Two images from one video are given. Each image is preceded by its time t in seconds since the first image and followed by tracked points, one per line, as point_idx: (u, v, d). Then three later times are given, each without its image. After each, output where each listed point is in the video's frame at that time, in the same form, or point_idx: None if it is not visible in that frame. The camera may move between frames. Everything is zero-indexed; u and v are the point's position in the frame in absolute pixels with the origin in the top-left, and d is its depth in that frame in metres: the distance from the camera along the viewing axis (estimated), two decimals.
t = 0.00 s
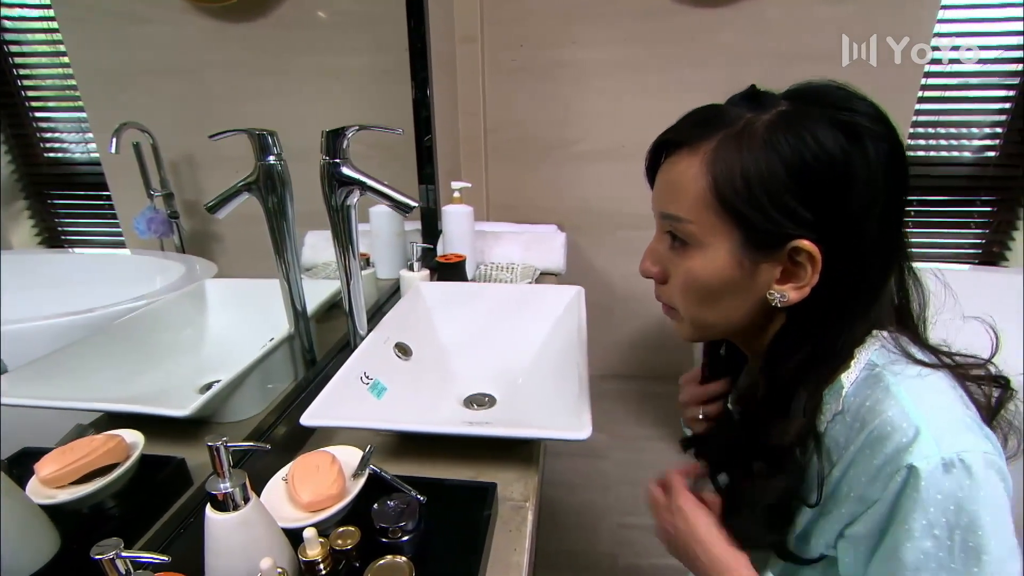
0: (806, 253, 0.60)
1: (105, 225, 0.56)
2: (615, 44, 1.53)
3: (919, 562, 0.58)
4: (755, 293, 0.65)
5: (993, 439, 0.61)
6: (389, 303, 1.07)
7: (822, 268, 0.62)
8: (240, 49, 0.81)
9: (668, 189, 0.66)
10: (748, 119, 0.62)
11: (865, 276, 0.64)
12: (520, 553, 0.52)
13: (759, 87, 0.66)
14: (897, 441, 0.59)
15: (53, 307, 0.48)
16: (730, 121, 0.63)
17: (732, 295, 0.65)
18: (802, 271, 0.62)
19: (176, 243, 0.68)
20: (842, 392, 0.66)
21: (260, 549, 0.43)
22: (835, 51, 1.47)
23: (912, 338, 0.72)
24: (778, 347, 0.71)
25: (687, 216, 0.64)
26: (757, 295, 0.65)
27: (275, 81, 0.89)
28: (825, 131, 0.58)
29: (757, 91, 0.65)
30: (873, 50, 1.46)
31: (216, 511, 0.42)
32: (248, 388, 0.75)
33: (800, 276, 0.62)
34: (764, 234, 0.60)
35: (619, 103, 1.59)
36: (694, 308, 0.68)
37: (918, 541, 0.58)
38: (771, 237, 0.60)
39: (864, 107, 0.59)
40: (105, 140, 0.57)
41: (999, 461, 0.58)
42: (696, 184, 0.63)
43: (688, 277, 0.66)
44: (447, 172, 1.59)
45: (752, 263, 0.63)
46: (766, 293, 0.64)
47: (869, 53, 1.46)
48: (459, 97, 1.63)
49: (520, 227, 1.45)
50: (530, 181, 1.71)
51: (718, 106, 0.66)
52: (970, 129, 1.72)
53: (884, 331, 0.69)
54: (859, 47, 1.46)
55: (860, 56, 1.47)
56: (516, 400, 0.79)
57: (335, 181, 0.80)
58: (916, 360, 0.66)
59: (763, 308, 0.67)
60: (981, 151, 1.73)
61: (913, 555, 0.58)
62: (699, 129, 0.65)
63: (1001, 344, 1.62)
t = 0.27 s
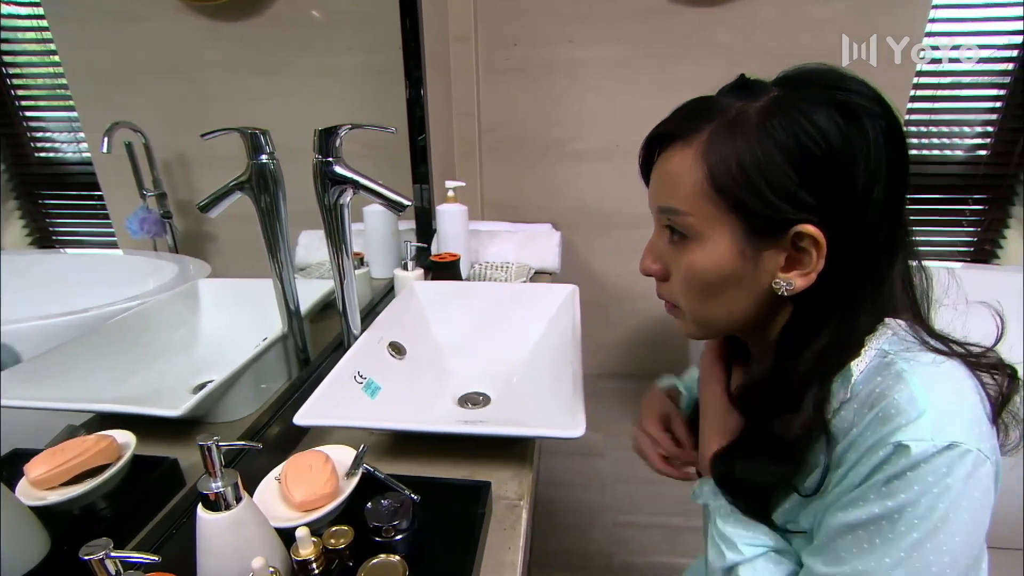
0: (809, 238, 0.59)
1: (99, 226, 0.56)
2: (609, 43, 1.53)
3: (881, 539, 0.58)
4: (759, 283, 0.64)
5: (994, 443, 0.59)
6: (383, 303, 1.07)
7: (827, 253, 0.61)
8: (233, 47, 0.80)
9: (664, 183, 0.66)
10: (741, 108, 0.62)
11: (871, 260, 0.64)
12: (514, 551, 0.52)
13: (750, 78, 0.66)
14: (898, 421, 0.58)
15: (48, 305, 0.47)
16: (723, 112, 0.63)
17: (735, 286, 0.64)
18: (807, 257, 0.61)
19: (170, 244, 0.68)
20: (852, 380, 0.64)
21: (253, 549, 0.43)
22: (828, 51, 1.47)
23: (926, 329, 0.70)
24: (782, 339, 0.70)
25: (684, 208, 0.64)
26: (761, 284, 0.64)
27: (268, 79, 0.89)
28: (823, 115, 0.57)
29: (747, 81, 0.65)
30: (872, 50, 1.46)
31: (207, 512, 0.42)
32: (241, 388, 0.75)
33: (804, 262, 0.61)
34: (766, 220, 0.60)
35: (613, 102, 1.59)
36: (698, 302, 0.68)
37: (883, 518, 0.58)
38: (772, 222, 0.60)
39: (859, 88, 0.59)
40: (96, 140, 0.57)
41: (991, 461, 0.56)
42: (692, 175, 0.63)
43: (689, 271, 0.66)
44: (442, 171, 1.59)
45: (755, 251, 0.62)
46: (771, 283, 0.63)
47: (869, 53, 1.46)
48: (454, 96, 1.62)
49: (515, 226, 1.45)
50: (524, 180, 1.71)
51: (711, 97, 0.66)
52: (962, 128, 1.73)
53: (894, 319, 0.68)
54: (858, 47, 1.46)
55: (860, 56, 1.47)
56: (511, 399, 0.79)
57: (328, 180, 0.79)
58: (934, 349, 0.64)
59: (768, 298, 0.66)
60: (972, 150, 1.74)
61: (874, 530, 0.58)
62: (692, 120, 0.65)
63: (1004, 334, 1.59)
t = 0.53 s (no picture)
0: (780, 221, 0.58)
1: (91, 226, 0.55)
2: (604, 43, 1.53)
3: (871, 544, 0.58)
4: (739, 271, 0.62)
5: (982, 438, 0.58)
6: (378, 302, 1.07)
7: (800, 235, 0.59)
8: (227, 46, 0.80)
9: (642, 192, 0.67)
10: (705, 115, 0.63)
11: (843, 250, 0.63)
12: (508, 550, 0.52)
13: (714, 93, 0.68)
14: (875, 418, 0.58)
15: (28, 311, 0.44)
16: (690, 120, 0.64)
17: (716, 278, 0.63)
18: (780, 240, 0.59)
19: (163, 244, 0.68)
20: (838, 374, 0.64)
21: (246, 548, 0.43)
22: (822, 51, 1.48)
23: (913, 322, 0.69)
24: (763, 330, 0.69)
25: (661, 210, 0.64)
26: (740, 272, 0.62)
27: (262, 79, 0.88)
28: (780, 111, 0.58)
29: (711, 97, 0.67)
30: (873, 50, 1.47)
31: (199, 511, 0.42)
32: (235, 388, 0.75)
33: (779, 245, 0.59)
34: (739, 209, 0.59)
35: (608, 102, 1.59)
36: (684, 301, 0.67)
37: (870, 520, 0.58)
38: (745, 210, 0.59)
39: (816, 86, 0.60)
40: (88, 139, 0.57)
41: (977, 458, 0.55)
42: (666, 180, 0.64)
43: (672, 269, 0.65)
44: (437, 171, 1.59)
45: (730, 240, 0.61)
46: (749, 270, 0.62)
47: (869, 53, 1.47)
48: (448, 96, 1.62)
49: (510, 226, 1.45)
50: (520, 179, 1.71)
51: (680, 112, 0.68)
52: (954, 127, 1.73)
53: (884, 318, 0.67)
54: (859, 47, 1.47)
55: (861, 56, 1.48)
56: (505, 398, 0.79)
57: (321, 178, 0.79)
58: (922, 343, 0.64)
59: (751, 288, 0.64)
60: (964, 149, 1.76)
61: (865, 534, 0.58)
62: (664, 134, 0.67)
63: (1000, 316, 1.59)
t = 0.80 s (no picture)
0: (784, 212, 0.58)
1: (85, 227, 0.55)
2: (600, 42, 1.53)
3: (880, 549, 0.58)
4: (744, 266, 0.62)
5: (983, 436, 0.58)
6: (374, 302, 1.07)
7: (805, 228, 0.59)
8: (222, 46, 0.80)
9: (641, 191, 0.66)
10: (704, 114, 0.64)
11: (845, 245, 0.63)
12: (504, 549, 0.51)
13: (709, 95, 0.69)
14: (879, 420, 0.58)
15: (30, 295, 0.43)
16: (689, 119, 0.65)
17: (720, 274, 0.63)
18: (786, 235, 0.59)
19: (158, 244, 0.68)
20: (841, 372, 0.64)
21: (241, 548, 0.43)
22: (818, 50, 1.48)
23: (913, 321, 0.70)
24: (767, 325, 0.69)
25: (664, 207, 0.63)
26: (746, 267, 0.62)
27: (257, 77, 0.88)
28: (779, 106, 0.59)
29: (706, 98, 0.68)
30: (871, 50, 1.47)
31: (194, 510, 0.42)
32: (230, 388, 0.74)
33: (784, 238, 0.60)
34: (743, 203, 0.59)
35: (604, 101, 1.59)
36: (687, 299, 0.66)
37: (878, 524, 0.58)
38: (749, 203, 0.59)
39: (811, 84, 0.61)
40: (82, 139, 0.56)
41: (982, 457, 0.56)
42: (667, 177, 0.63)
43: (675, 267, 0.64)
44: (433, 170, 1.59)
45: (735, 234, 0.61)
46: (755, 266, 0.62)
47: (869, 53, 1.48)
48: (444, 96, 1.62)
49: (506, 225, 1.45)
50: (516, 179, 1.71)
51: (676, 113, 0.68)
52: (949, 126, 1.74)
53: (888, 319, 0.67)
54: (858, 46, 1.47)
55: (860, 55, 1.48)
56: (501, 397, 0.79)
57: (316, 177, 0.79)
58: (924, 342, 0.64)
59: (755, 285, 0.64)
60: (959, 148, 1.76)
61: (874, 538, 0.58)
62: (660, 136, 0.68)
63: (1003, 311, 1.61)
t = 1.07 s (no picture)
0: (772, 214, 0.58)
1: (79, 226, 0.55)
2: (596, 42, 1.54)
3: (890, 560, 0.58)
4: (734, 268, 0.62)
5: (984, 440, 0.59)
6: (369, 302, 1.07)
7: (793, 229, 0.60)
8: (217, 45, 0.80)
9: (631, 197, 0.67)
10: (690, 118, 0.64)
11: (834, 247, 0.62)
12: (500, 549, 0.51)
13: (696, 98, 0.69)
14: (881, 431, 0.58)
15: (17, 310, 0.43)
16: (676, 124, 0.65)
17: (710, 276, 0.63)
18: (774, 236, 0.59)
19: (153, 244, 0.68)
20: (838, 376, 0.64)
21: (235, 549, 0.43)
22: (813, 50, 1.49)
23: (902, 322, 0.70)
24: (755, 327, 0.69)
25: (653, 211, 0.63)
26: (735, 269, 0.62)
27: (253, 77, 0.88)
28: (764, 109, 0.59)
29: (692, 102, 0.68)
30: (871, 50, 1.48)
31: (187, 511, 0.42)
32: (225, 388, 0.74)
33: (772, 239, 0.60)
34: (732, 206, 0.59)
35: (601, 101, 1.59)
36: (679, 302, 0.66)
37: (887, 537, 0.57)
38: (739, 206, 0.59)
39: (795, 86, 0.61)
40: (76, 138, 0.56)
41: (984, 462, 0.56)
42: (656, 182, 0.63)
43: (666, 271, 0.64)
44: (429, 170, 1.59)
45: (724, 236, 0.61)
46: (744, 268, 0.62)
47: (868, 53, 1.48)
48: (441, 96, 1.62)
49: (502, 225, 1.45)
50: (512, 179, 1.71)
51: (663, 117, 0.68)
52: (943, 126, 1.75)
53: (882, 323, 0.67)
54: (858, 47, 1.48)
55: (859, 56, 1.49)
56: (497, 397, 0.79)
57: (311, 177, 0.79)
58: (919, 346, 0.64)
59: (746, 286, 0.64)
60: (954, 147, 1.77)
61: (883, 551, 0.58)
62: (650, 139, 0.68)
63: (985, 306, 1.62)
